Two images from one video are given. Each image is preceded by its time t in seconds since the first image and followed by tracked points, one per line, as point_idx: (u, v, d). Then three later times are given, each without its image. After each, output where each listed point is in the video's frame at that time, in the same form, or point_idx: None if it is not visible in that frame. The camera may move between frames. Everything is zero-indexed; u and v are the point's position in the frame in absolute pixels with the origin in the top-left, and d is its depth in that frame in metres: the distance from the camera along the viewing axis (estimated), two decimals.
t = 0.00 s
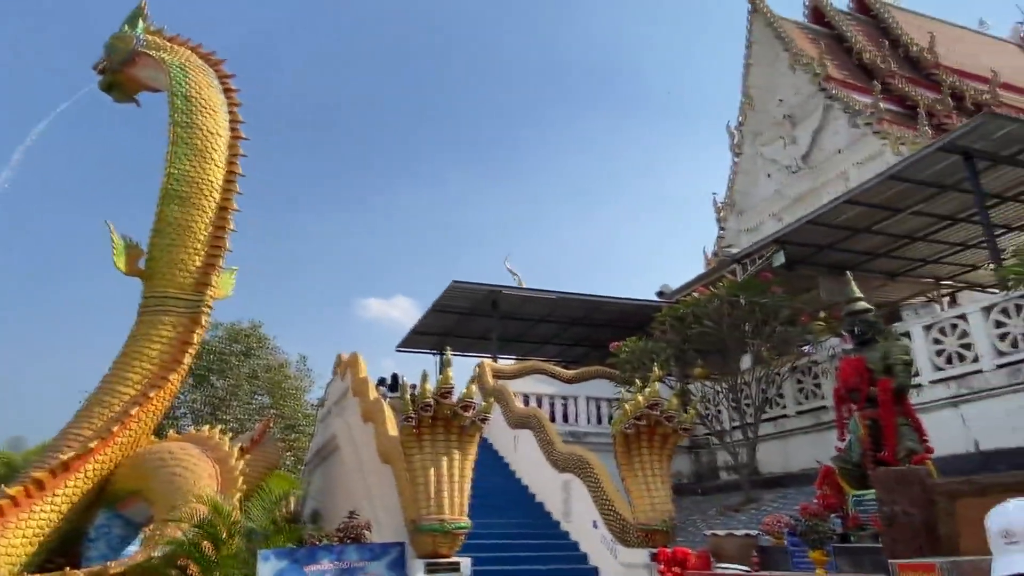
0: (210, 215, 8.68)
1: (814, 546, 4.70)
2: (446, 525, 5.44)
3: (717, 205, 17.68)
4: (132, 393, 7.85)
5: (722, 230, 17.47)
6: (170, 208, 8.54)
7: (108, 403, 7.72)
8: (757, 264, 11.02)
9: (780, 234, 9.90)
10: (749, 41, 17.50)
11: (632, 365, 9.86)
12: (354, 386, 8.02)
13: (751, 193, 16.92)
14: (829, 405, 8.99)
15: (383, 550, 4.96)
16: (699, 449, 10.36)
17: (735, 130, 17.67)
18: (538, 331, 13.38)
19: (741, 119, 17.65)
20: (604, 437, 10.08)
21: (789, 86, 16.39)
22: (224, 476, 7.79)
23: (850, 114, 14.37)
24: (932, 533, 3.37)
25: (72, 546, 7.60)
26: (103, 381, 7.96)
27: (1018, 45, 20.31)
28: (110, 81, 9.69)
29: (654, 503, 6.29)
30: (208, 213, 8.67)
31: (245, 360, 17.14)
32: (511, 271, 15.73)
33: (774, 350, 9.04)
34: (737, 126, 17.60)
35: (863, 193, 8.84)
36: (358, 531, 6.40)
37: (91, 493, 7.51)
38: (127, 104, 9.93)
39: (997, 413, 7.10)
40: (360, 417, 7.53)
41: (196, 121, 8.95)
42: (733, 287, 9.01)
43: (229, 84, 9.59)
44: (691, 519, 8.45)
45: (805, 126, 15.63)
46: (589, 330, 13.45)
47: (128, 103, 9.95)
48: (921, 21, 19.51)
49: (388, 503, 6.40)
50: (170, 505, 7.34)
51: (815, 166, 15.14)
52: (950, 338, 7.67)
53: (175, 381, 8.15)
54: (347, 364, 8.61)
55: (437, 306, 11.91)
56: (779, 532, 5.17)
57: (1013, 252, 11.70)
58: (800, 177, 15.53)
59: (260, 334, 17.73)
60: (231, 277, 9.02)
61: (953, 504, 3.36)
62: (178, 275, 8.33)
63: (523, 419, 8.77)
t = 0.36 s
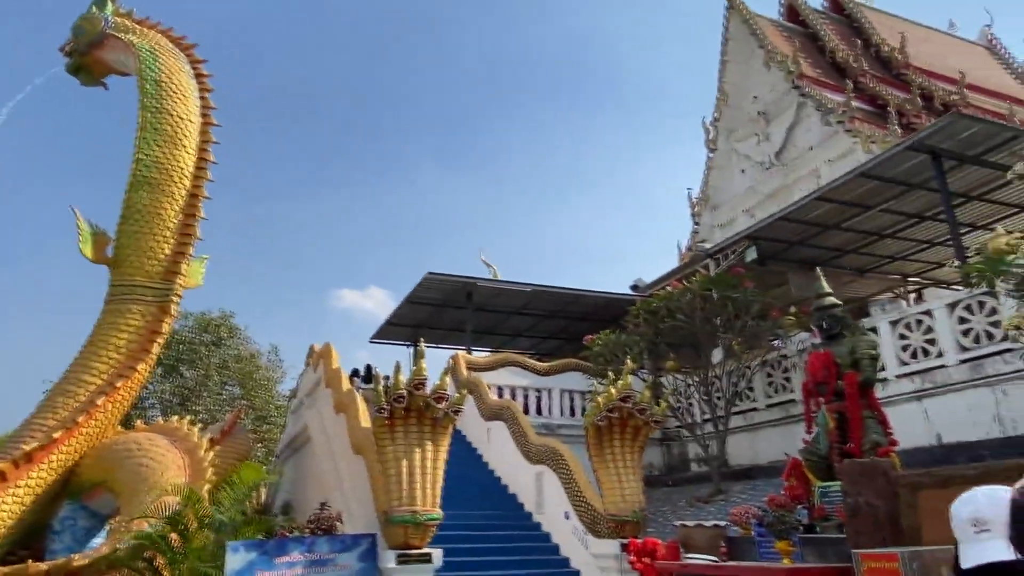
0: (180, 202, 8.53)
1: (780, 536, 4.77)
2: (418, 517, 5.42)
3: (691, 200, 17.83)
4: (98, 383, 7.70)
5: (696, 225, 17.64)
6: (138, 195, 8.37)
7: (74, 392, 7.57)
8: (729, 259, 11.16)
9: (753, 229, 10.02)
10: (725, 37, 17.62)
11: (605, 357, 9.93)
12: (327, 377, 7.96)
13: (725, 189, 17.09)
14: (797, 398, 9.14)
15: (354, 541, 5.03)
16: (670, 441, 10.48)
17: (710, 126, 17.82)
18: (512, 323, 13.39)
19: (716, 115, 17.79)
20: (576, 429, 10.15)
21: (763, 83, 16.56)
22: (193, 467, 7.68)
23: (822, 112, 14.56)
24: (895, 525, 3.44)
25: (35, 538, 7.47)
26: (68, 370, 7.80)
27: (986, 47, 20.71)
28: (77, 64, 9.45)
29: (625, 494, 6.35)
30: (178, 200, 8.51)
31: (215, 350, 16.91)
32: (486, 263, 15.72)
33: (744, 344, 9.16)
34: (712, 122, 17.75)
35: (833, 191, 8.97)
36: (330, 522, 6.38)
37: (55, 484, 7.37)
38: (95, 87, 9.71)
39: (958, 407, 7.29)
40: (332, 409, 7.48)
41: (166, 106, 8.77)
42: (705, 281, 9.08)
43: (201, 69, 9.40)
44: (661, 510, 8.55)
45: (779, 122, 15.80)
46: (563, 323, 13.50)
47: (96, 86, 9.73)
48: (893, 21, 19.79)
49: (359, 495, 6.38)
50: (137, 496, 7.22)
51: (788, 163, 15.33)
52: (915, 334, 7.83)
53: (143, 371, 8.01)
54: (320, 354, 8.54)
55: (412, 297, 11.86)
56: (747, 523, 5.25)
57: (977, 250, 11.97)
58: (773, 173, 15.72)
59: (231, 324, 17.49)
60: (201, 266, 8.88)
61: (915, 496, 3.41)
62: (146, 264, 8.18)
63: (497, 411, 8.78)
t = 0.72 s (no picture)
0: (154, 191, 8.39)
1: (752, 529, 4.83)
2: (394, 510, 5.41)
3: (670, 196, 17.94)
4: (69, 374, 7.57)
5: (674, 221, 17.76)
6: (111, 184, 8.22)
7: (44, 384, 7.43)
8: (706, 254, 11.23)
9: (730, 226, 10.10)
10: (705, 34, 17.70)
11: (583, 351, 9.97)
12: (303, 370, 7.89)
13: (703, 185, 17.21)
14: (772, 393, 9.24)
15: (329, 535, 4.90)
16: (647, 435, 10.56)
17: (689, 122, 17.92)
18: (491, 317, 13.38)
19: (695, 112, 17.89)
20: (554, 423, 10.18)
21: (742, 80, 16.67)
22: (166, 460, 7.54)
23: (800, 110, 14.69)
24: (864, 516, 3.47)
25: (3, 532, 7.35)
26: (37, 361, 7.66)
27: (959, 49, 21.04)
28: (48, 49, 9.26)
29: (601, 487, 6.38)
30: (152, 189, 8.37)
31: (190, 342, 16.70)
32: (466, 257, 15.67)
33: (720, 339, 9.24)
34: (691, 118, 17.85)
35: (810, 188, 9.07)
36: (305, 515, 6.34)
37: (24, 477, 7.25)
38: (67, 72, 9.51)
39: (928, 402, 7.42)
40: (309, 401, 7.43)
41: (141, 94, 8.62)
42: (682, 276, 9.14)
43: (176, 56, 9.24)
44: (637, 503, 8.61)
45: (757, 120, 15.93)
46: (542, 317, 13.52)
47: (69, 71, 9.53)
48: (870, 21, 20.02)
49: (335, 488, 6.35)
50: (108, 490, 7.11)
51: (765, 160, 15.47)
52: (887, 329, 7.94)
53: (115, 362, 7.89)
54: (296, 347, 8.46)
55: (390, 290, 11.80)
56: (720, 515, 5.31)
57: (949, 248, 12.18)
58: (750, 170, 15.86)
59: (206, 316, 17.28)
60: (176, 256, 8.76)
61: (885, 488, 3.47)
62: (119, 254, 8.05)
63: (474, 404, 8.78)
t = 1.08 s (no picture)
0: (131, 182, 8.26)
1: (730, 523, 4.86)
2: (373, 504, 5.39)
3: (652, 192, 18.01)
4: (43, 367, 7.46)
5: (656, 217, 17.83)
6: (87, 174, 8.09)
7: (17, 376, 7.31)
8: (688, 251, 11.29)
9: (711, 223, 10.16)
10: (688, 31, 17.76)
11: (565, 347, 10.00)
12: (283, 363, 7.83)
13: (686, 182, 17.31)
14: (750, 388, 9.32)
15: (307, 530, 4.93)
16: (627, 430, 10.62)
17: (672, 119, 17.99)
18: (473, 311, 13.36)
19: (678, 109, 17.95)
20: (535, 417, 10.20)
21: (725, 78, 16.76)
22: (143, 455, 7.45)
23: (781, 108, 14.80)
24: (839, 510, 3.53)
25: None
26: (11, 354, 7.53)
27: (938, 50, 21.29)
28: (23, 36, 9.08)
29: (580, 481, 6.40)
30: (129, 180, 8.25)
31: (169, 335, 16.51)
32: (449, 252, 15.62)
33: (700, 335, 9.30)
34: (674, 115, 17.92)
35: (790, 185, 9.14)
36: (283, 510, 6.31)
37: None
38: (43, 59, 9.34)
39: (903, 398, 7.53)
40: (288, 395, 7.38)
41: (118, 83, 8.49)
42: (664, 272, 9.18)
43: (155, 45, 9.10)
44: (616, 497, 8.66)
45: (739, 118, 16.03)
46: (524, 312, 13.52)
47: (44, 59, 9.35)
48: (851, 21, 20.19)
49: (314, 483, 6.31)
50: (82, 484, 7.02)
51: (746, 158, 15.58)
52: (864, 326, 8.03)
53: (91, 355, 7.78)
54: (276, 341, 8.39)
55: (371, 284, 11.73)
56: (698, 509, 5.35)
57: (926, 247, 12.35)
58: (732, 167, 15.97)
59: (185, 309, 17.08)
60: (153, 248, 8.65)
61: (860, 483, 3.52)
62: (95, 245, 7.92)
63: (455, 398, 8.77)
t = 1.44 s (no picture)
0: (111, 174, 8.15)
1: (710, 518, 4.90)
2: (355, 500, 5.37)
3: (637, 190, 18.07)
4: (21, 360, 7.36)
5: (641, 214, 17.90)
6: (66, 165, 7.98)
7: None
8: (672, 248, 11.34)
9: (695, 220, 10.21)
10: (674, 29, 17.81)
11: (549, 342, 10.02)
12: (265, 358, 7.78)
13: (671, 179, 17.38)
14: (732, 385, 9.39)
15: (288, 526, 4.91)
16: (610, 426, 10.66)
17: (657, 117, 18.05)
18: (458, 307, 13.34)
19: (664, 107, 18.01)
20: (518, 413, 10.22)
21: (710, 76, 16.83)
22: (123, 449, 7.39)
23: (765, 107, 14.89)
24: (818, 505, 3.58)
25: None
26: None
27: (920, 50, 21.51)
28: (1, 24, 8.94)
29: (563, 477, 6.42)
30: (109, 172, 8.15)
31: (150, 329, 16.34)
32: (434, 247, 15.58)
33: (684, 331, 9.35)
34: (659, 113, 17.98)
35: (773, 184, 9.20)
36: (265, 505, 6.28)
37: None
38: (22, 48, 9.19)
39: (882, 395, 7.62)
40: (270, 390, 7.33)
41: (98, 73, 8.37)
42: (648, 269, 9.20)
43: (136, 35, 8.99)
44: (599, 492, 8.71)
45: (723, 116, 16.11)
46: (509, 308, 13.53)
47: (23, 47, 9.21)
48: (835, 21, 20.33)
49: (296, 478, 6.28)
50: (60, 479, 6.96)
51: (731, 156, 15.67)
52: (845, 324, 8.12)
53: (70, 348, 7.68)
54: (258, 335, 8.34)
55: (355, 279, 11.68)
56: (680, 505, 5.38)
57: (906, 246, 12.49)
58: (716, 165, 16.05)
59: (167, 302, 16.91)
60: (134, 240, 8.56)
61: (838, 478, 3.56)
62: (74, 237, 7.82)
63: (439, 394, 8.75)
